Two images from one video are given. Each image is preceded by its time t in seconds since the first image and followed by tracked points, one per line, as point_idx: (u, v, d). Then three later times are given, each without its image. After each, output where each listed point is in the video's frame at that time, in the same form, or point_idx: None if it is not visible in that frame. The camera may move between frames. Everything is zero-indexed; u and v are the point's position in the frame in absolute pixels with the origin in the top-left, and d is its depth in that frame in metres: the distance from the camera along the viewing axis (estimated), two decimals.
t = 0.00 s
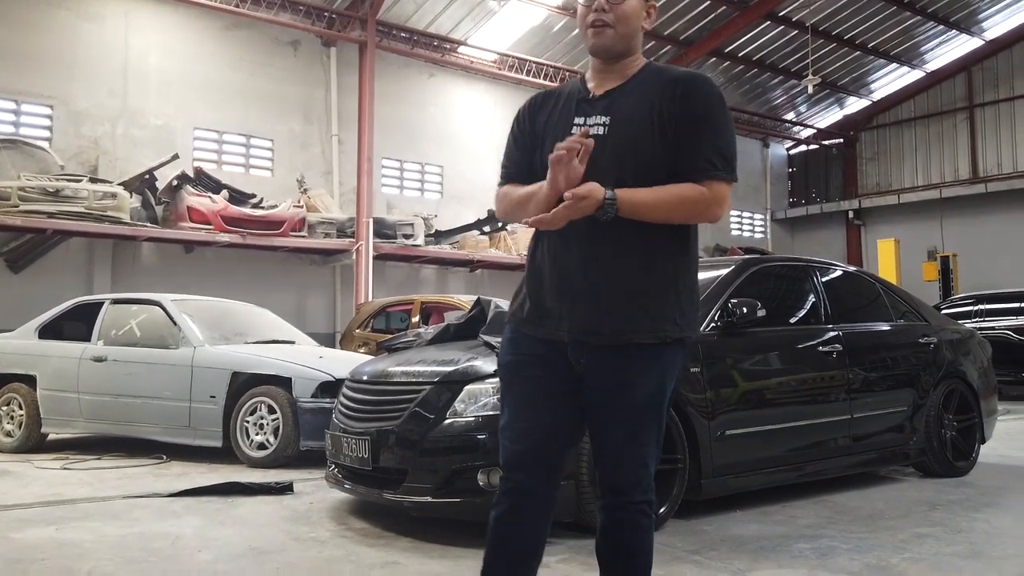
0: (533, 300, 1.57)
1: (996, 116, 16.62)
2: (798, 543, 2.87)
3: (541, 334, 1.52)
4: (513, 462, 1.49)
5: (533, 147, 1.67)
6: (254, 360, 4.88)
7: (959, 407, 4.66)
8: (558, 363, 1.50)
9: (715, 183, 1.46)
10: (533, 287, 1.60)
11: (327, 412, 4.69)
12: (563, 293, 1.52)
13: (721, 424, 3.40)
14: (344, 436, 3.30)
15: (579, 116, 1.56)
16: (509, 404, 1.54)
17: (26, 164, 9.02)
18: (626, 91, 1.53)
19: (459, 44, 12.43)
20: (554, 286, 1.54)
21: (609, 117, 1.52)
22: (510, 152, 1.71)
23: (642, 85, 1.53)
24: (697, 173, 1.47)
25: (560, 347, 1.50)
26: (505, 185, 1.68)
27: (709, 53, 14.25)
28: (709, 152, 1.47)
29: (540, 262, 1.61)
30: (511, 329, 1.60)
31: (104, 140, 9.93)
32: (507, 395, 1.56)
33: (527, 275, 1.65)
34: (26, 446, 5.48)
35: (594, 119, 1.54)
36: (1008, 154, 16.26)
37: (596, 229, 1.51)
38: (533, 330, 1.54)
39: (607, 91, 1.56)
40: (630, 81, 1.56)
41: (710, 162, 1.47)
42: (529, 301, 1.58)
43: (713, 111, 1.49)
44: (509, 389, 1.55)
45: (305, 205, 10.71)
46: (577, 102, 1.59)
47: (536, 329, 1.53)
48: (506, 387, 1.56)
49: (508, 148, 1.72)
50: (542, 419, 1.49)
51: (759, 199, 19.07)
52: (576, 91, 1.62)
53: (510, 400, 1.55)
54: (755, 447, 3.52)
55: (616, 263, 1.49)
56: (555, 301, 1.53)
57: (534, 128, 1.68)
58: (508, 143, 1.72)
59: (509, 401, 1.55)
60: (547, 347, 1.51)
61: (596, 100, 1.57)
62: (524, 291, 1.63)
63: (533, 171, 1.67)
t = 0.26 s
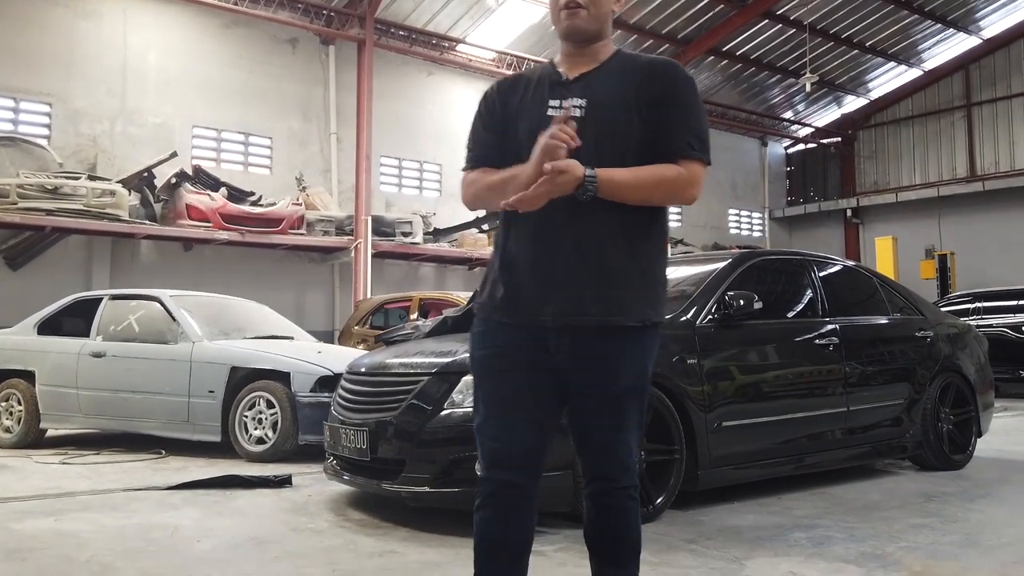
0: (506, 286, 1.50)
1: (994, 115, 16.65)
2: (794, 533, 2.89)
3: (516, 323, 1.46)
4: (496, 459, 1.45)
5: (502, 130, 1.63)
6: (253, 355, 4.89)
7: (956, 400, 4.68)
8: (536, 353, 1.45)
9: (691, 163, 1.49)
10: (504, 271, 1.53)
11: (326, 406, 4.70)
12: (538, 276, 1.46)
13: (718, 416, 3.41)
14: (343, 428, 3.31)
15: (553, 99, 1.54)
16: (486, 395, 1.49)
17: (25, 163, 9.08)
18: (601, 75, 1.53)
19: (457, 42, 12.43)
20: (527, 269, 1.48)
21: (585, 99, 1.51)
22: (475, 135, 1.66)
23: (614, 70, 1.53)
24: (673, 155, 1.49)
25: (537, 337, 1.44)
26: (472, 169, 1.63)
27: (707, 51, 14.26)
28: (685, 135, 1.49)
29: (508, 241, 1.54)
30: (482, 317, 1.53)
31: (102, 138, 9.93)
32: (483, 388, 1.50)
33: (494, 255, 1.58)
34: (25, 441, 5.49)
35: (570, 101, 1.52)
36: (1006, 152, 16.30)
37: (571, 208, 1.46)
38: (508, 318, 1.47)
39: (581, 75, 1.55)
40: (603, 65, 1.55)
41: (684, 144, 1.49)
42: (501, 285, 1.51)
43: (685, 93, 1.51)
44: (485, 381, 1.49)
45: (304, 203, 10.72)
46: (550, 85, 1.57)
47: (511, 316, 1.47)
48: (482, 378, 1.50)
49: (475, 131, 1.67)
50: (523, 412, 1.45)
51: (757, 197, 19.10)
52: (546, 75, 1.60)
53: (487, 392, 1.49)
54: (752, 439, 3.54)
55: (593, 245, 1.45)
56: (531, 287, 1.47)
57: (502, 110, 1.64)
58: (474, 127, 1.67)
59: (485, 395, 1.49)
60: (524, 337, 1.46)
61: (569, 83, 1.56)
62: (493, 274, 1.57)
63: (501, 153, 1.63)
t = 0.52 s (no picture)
0: (468, 274, 1.44)
1: (993, 114, 16.65)
2: (793, 525, 2.89)
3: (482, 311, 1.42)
4: (473, 453, 1.41)
5: (450, 104, 1.53)
6: (252, 351, 4.89)
7: (953, 396, 4.69)
8: (506, 341, 1.42)
9: (652, 145, 1.48)
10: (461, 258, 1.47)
11: (325, 402, 4.70)
12: (501, 264, 1.42)
13: (716, 410, 3.42)
14: (341, 422, 3.31)
15: (511, 75, 1.48)
16: (453, 389, 1.44)
17: (24, 160, 9.08)
18: (558, 55, 1.49)
19: (457, 41, 12.44)
20: (484, 257, 1.44)
21: (543, 78, 1.47)
22: (417, 108, 1.54)
23: (568, 50, 1.51)
24: (634, 138, 1.48)
25: (503, 325, 1.41)
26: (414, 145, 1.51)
27: (706, 50, 14.27)
28: (642, 115, 1.49)
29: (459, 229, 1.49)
30: (440, 308, 1.47)
31: (101, 136, 9.94)
32: (450, 382, 1.45)
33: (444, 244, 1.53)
34: (24, 438, 5.49)
35: (527, 79, 1.47)
36: (1005, 151, 16.31)
37: (537, 198, 1.43)
38: (469, 309, 1.43)
39: (536, 53, 1.50)
40: (557, 44, 1.52)
41: (646, 125, 1.48)
42: (457, 275, 1.46)
43: (640, 78, 1.52)
44: (452, 375, 1.44)
45: (303, 202, 10.72)
46: (505, 62, 1.51)
47: (472, 306, 1.43)
48: (447, 373, 1.45)
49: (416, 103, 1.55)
50: (497, 403, 1.42)
51: (756, 196, 19.10)
52: (497, 51, 1.53)
53: (453, 386, 1.44)
54: (751, 434, 3.54)
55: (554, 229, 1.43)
56: (496, 274, 1.42)
57: (446, 86, 1.55)
58: (412, 100, 1.54)
59: (452, 389, 1.45)
60: (492, 325, 1.41)
61: (524, 61, 1.50)
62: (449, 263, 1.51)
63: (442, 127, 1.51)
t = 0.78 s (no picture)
0: (463, 280, 1.44)
1: (993, 121, 16.68)
2: (795, 532, 2.89)
3: (482, 316, 1.42)
4: (471, 461, 1.41)
5: (426, 103, 1.45)
6: (254, 358, 4.89)
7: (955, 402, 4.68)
8: (505, 346, 1.43)
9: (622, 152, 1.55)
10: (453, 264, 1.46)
11: (326, 409, 4.70)
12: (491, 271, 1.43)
13: (718, 417, 3.42)
14: (343, 428, 3.31)
15: (498, 77, 1.45)
16: (448, 398, 1.44)
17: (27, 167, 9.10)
18: (540, 58, 1.49)
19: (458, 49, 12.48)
20: (473, 264, 1.43)
21: (531, 82, 1.46)
22: (391, 108, 1.46)
23: (549, 53, 1.51)
24: (607, 146, 1.55)
25: (496, 332, 1.43)
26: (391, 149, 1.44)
27: (707, 57, 14.31)
28: (615, 122, 1.56)
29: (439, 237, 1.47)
30: (435, 315, 1.45)
31: (104, 143, 9.96)
32: (448, 389, 1.44)
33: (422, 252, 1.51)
34: (25, 446, 5.49)
35: (516, 83, 1.45)
36: (1005, 159, 16.33)
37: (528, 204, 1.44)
38: (460, 317, 1.43)
39: (519, 55, 1.48)
40: (537, 46, 1.51)
41: (618, 134, 1.55)
42: (443, 284, 1.45)
43: (612, 85, 1.57)
44: (451, 381, 1.43)
45: (305, 209, 10.74)
46: (488, 62, 1.46)
47: (464, 314, 1.43)
48: (441, 382, 1.44)
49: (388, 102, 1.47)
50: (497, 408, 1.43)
51: (757, 204, 19.12)
52: (478, 48, 1.48)
53: (447, 394, 1.44)
54: (753, 441, 3.54)
55: (544, 235, 1.45)
56: (493, 280, 1.42)
57: (421, 80, 1.46)
58: (385, 99, 1.46)
59: (446, 398, 1.45)
60: (492, 330, 1.43)
61: (507, 62, 1.47)
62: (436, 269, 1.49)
63: (418, 129, 1.45)
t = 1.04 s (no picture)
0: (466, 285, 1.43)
1: (992, 144, 16.78)
2: (799, 548, 2.87)
3: (487, 321, 1.42)
4: (474, 468, 1.40)
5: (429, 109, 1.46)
6: (255, 376, 4.89)
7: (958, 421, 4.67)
8: (508, 351, 1.44)
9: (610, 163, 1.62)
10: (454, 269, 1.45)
11: (327, 427, 4.69)
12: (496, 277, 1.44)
13: (721, 433, 3.41)
14: (344, 443, 3.31)
15: (498, 84, 1.48)
16: (449, 404, 1.43)
17: (31, 189, 9.17)
18: (539, 69, 1.53)
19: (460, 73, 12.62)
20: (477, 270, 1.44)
21: (531, 92, 1.49)
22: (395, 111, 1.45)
23: (546, 64, 1.55)
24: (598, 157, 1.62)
25: (501, 337, 1.43)
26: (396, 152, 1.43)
27: (706, 81, 14.44)
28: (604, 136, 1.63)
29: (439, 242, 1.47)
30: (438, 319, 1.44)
31: (108, 165, 10.04)
32: (452, 395, 1.42)
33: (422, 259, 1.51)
34: (25, 466, 5.47)
35: (516, 92, 1.48)
36: (1004, 181, 16.42)
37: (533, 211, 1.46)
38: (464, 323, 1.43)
39: (518, 65, 1.52)
40: (532, 58, 1.56)
41: (606, 147, 1.63)
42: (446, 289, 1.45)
43: (601, 99, 1.64)
44: (453, 387, 1.42)
45: (307, 230, 10.80)
46: (489, 71, 1.49)
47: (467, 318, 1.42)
48: (443, 387, 1.43)
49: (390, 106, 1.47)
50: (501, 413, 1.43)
51: (757, 227, 19.19)
52: (478, 58, 1.51)
53: (448, 401, 1.43)
54: (756, 458, 3.52)
55: (547, 243, 1.48)
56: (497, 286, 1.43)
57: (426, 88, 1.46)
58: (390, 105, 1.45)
59: (448, 404, 1.43)
60: (495, 335, 1.43)
61: (507, 72, 1.51)
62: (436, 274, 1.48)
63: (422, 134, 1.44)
